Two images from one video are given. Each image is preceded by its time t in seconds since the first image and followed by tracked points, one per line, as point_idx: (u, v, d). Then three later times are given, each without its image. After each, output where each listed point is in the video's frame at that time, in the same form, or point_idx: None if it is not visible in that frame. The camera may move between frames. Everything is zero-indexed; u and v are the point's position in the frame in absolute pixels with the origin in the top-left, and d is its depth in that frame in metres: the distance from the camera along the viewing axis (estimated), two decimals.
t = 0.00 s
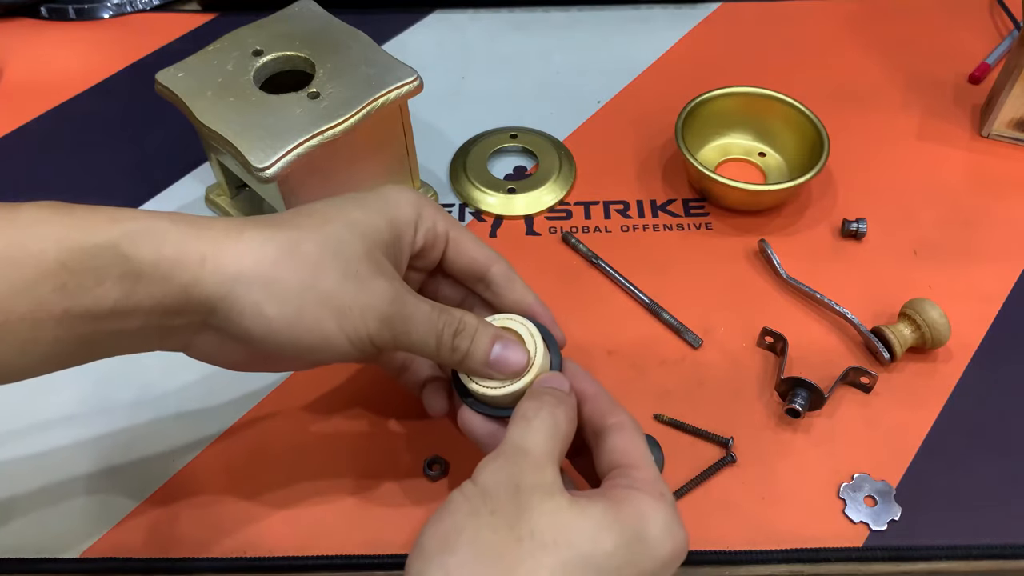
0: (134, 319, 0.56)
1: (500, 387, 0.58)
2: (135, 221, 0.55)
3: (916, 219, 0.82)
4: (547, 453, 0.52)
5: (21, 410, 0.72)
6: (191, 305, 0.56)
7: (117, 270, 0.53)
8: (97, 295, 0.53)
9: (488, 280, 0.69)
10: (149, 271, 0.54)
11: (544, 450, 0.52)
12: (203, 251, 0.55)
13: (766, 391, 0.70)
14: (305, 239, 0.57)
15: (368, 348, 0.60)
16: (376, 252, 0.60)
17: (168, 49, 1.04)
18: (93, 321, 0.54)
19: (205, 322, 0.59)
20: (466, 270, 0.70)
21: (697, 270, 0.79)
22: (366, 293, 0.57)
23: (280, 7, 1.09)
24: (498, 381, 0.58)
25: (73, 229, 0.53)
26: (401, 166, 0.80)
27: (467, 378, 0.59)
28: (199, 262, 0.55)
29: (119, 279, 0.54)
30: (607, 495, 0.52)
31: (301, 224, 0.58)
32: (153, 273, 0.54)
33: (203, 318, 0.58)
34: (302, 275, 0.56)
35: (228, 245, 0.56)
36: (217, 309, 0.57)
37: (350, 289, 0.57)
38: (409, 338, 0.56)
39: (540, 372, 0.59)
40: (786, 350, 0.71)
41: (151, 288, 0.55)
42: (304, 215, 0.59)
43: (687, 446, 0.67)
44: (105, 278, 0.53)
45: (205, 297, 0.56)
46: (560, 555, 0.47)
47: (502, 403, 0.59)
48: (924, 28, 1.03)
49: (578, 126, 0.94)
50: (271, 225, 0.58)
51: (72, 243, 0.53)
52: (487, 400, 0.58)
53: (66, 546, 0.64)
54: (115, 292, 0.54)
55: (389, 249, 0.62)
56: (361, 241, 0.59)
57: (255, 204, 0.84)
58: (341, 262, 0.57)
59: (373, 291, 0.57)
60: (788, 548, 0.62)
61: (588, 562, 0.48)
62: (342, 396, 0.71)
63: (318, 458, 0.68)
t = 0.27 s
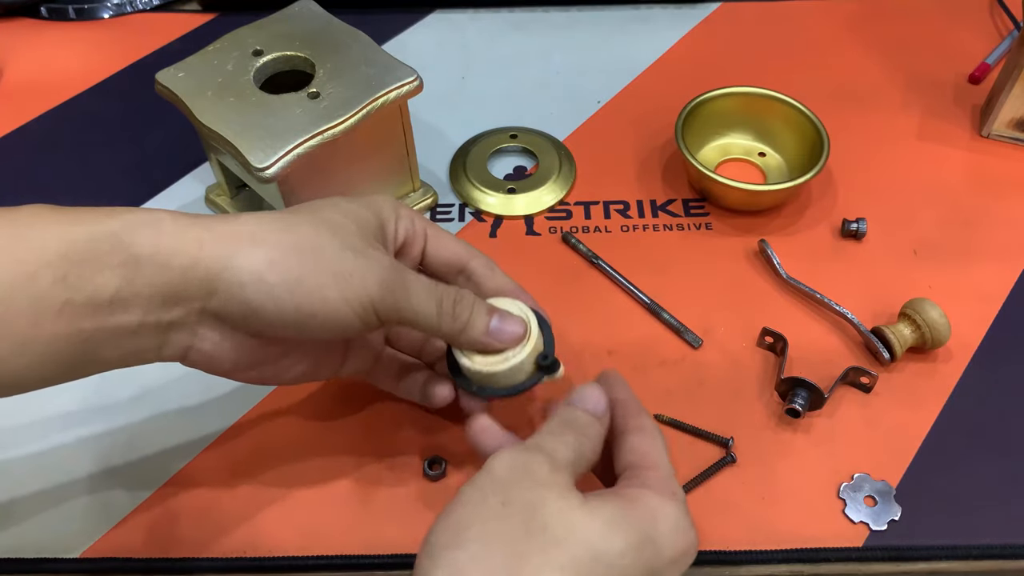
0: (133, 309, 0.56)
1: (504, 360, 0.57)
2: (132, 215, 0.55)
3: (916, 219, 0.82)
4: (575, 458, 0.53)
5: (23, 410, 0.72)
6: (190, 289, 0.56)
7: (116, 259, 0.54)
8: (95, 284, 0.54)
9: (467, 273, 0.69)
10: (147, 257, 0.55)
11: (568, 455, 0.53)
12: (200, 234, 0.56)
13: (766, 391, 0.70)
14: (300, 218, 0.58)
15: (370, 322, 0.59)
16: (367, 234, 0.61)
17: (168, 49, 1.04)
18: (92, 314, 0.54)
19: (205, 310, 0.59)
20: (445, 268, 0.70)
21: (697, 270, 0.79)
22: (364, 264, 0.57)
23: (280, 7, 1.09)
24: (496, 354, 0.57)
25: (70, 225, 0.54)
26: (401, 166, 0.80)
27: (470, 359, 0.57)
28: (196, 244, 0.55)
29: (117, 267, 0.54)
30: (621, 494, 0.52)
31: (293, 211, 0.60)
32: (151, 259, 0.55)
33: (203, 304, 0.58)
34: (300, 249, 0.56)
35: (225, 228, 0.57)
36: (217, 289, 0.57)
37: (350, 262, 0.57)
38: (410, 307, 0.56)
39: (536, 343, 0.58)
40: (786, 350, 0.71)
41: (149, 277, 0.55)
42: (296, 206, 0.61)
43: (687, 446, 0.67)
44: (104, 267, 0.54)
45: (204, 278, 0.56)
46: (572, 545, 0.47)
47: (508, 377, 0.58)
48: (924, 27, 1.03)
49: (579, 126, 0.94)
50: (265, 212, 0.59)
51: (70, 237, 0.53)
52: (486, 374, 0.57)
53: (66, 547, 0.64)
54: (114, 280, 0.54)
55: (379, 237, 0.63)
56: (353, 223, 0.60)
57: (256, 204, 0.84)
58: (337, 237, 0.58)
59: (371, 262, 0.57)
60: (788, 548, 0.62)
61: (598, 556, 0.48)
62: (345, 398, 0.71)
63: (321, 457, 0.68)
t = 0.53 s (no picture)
0: (141, 293, 0.56)
1: (507, 318, 0.59)
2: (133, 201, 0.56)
3: (916, 219, 0.82)
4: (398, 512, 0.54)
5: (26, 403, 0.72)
6: (199, 269, 0.57)
7: (122, 244, 0.54)
8: (103, 269, 0.54)
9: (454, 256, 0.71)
10: (154, 241, 0.55)
11: (386, 499, 0.54)
12: (203, 216, 0.57)
13: (766, 391, 0.70)
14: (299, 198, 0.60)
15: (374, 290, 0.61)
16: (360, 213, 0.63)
17: (168, 49, 1.04)
18: (102, 299, 0.55)
19: (213, 292, 0.59)
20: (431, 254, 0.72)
21: (697, 270, 0.79)
22: (365, 236, 0.59)
23: (280, 7, 1.09)
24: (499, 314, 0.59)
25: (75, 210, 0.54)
26: (402, 165, 0.80)
27: (475, 320, 0.59)
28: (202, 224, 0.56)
29: (124, 252, 0.55)
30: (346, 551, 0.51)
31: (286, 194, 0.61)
32: (157, 242, 0.55)
33: (211, 285, 0.59)
34: (304, 223, 0.58)
35: (229, 209, 0.58)
36: (225, 267, 0.58)
37: (350, 232, 0.59)
38: (411, 273, 0.59)
39: (534, 297, 0.61)
40: (786, 350, 0.71)
41: (156, 260, 0.56)
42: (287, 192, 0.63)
43: (687, 446, 0.67)
44: (111, 252, 0.54)
45: (212, 256, 0.57)
46: None
47: (513, 337, 0.60)
48: (924, 28, 1.03)
49: (579, 126, 0.94)
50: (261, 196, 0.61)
51: (77, 222, 0.54)
52: (494, 334, 0.59)
53: (67, 546, 0.64)
54: (123, 263, 0.55)
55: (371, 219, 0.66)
56: (346, 203, 0.63)
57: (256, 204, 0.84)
58: (335, 214, 0.60)
59: (371, 234, 0.60)
60: (788, 548, 0.62)
61: None
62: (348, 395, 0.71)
63: (324, 457, 0.68)
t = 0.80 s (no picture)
0: (141, 294, 0.56)
1: (516, 316, 0.59)
2: (134, 204, 0.57)
3: (916, 219, 0.82)
4: (374, 506, 0.54)
5: (25, 403, 0.72)
6: (197, 268, 0.57)
7: (122, 244, 0.55)
8: (103, 268, 0.54)
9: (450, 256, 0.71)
10: (153, 242, 0.56)
11: (361, 495, 0.54)
12: (200, 218, 0.58)
13: (766, 391, 0.70)
14: (294, 200, 0.61)
15: (372, 283, 0.61)
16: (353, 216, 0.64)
17: (168, 49, 1.04)
18: (102, 299, 0.55)
19: (212, 291, 0.59)
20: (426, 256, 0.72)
21: (697, 270, 0.79)
22: (359, 230, 0.60)
23: (280, 6, 1.09)
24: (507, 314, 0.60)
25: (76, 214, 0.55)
26: (401, 165, 0.80)
27: (483, 316, 0.60)
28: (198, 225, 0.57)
29: (124, 252, 0.55)
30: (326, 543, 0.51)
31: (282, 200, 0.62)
32: (156, 242, 0.56)
33: (210, 285, 0.59)
34: (299, 221, 0.59)
35: (225, 212, 0.59)
36: (223, 265, 0.58)
37: (345, 228, 0.60)
38: (407, 263, 0.59)
39: (540, 294, 0.61)
40: (786, 350, 0.71)
41: (156, 259, 0.56)
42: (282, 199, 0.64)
43: (687, 446, 0.67)
44: (111, 252, 0.55)
45: (210, 255, 0.57)
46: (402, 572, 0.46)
47: (519, 335, 0.60)
48: (924, 27, 1.03)
49: (579, 126, 0.94)
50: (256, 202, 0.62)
51: (78, 224, 0.54)
52: (504, 333, 0.59)
53: (67, 547, 0.64)
54: (123, 263, 0.55)
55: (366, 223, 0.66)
56: (340, 205, 0.64)
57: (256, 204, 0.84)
58: (330, 213, 0.61)
59: (365, 229, 0.60)
60: (789, 548, 0.62)
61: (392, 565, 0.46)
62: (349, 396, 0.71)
63: (323, 456, 0.68)
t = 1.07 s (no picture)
0: (135, 288, 0.56)
1: (506, 307, 0.60)
2: (125, 201, 0.57)
3: (916, 219, 0.82)
4: (383, 508, 0.54)
5: (24, 404, 0.72)
6: (191, 260, 0.58)
7: (115, 239, 0.55)
8: (97, 263, 0.54)
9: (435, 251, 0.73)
10: (146, 236, 0.56)
11: (368, 497, 0.54)
12: (191, 211, 0.58)
13: (766, 391, 0.70)
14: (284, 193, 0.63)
15: (365, 266, 0.62)
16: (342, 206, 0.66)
17: (168, 49, 1.04)
18: (96, 294, 0.55)
19: (206, 283, 0.60)
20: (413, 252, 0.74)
21: (697, 271, 0.79)
22: (349, 212, 0.61)
23: (280, 6, 1.09)
24: (497, 306, 0.60)
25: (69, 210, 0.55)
26: (401, 165, 0.80)
27: (473, 311, 0.60)
28: (191, 217, 0.58)
29: (118, 246, 0.55)
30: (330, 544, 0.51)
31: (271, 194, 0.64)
32: (148, 237, 0.56)
33: (203, 277, 0.59)
34: (290, 206, 0.60)
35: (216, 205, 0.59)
36: (216, 254, 0.58)
37: (336, 210, 0.61)
38: (400, 242, 0.61)
39: (529, 282, 0.61)
40: (786, 350, 0.71)
41: (149, 254, 0.56)
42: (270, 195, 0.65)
43: (687, 446, 0.67)
44: (104, 246, 0.55)
45: (202, 245, 0.58)
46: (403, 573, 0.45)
47: (511, 326, 0.60)
48: (924, 27, 1.03)
49: (579, 126, 0.94)
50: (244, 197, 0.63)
51: (71, 220, 0.54)
52: (494, 325, 0.60)
53: (67, 546, 0.63)
54: (116, 257, 0.55)
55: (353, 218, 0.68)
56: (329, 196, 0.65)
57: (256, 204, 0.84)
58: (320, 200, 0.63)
59: (355, 210, 0.62)
60: (789, 548, 0.62)
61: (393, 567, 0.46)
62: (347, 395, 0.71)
63: (324, 456, 0.68)
